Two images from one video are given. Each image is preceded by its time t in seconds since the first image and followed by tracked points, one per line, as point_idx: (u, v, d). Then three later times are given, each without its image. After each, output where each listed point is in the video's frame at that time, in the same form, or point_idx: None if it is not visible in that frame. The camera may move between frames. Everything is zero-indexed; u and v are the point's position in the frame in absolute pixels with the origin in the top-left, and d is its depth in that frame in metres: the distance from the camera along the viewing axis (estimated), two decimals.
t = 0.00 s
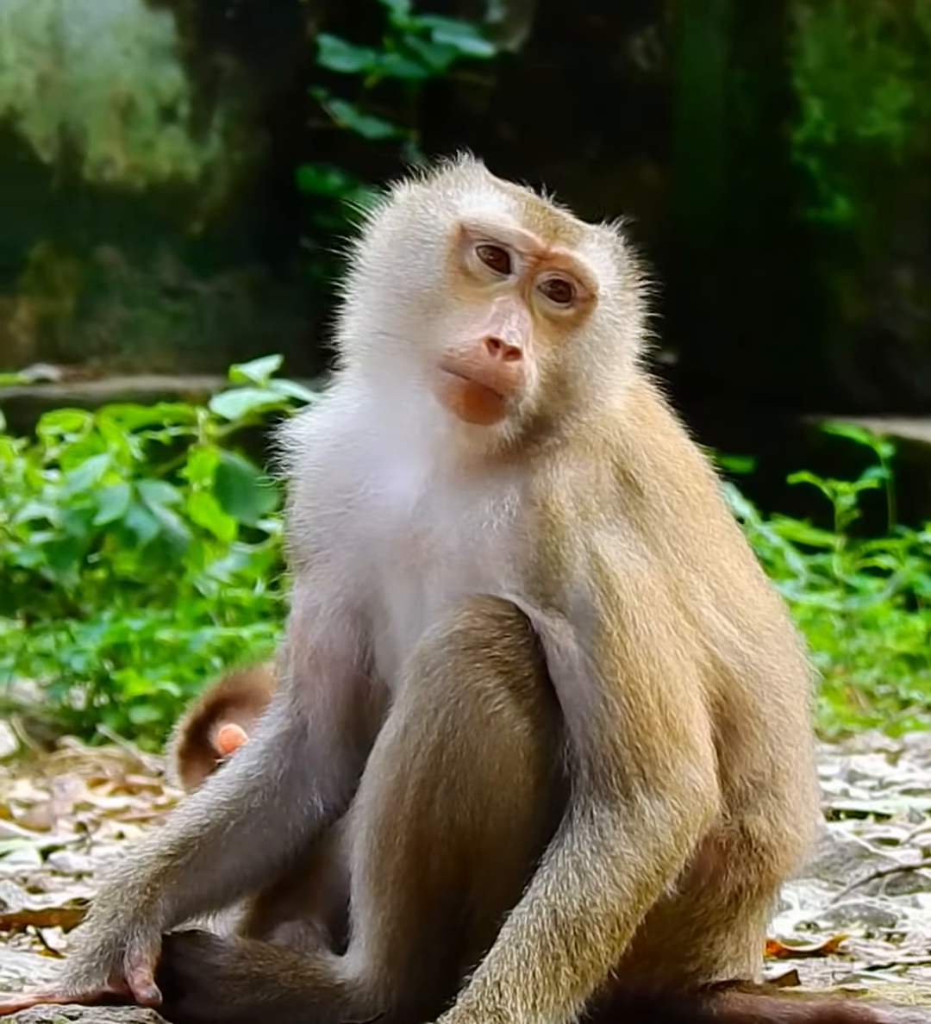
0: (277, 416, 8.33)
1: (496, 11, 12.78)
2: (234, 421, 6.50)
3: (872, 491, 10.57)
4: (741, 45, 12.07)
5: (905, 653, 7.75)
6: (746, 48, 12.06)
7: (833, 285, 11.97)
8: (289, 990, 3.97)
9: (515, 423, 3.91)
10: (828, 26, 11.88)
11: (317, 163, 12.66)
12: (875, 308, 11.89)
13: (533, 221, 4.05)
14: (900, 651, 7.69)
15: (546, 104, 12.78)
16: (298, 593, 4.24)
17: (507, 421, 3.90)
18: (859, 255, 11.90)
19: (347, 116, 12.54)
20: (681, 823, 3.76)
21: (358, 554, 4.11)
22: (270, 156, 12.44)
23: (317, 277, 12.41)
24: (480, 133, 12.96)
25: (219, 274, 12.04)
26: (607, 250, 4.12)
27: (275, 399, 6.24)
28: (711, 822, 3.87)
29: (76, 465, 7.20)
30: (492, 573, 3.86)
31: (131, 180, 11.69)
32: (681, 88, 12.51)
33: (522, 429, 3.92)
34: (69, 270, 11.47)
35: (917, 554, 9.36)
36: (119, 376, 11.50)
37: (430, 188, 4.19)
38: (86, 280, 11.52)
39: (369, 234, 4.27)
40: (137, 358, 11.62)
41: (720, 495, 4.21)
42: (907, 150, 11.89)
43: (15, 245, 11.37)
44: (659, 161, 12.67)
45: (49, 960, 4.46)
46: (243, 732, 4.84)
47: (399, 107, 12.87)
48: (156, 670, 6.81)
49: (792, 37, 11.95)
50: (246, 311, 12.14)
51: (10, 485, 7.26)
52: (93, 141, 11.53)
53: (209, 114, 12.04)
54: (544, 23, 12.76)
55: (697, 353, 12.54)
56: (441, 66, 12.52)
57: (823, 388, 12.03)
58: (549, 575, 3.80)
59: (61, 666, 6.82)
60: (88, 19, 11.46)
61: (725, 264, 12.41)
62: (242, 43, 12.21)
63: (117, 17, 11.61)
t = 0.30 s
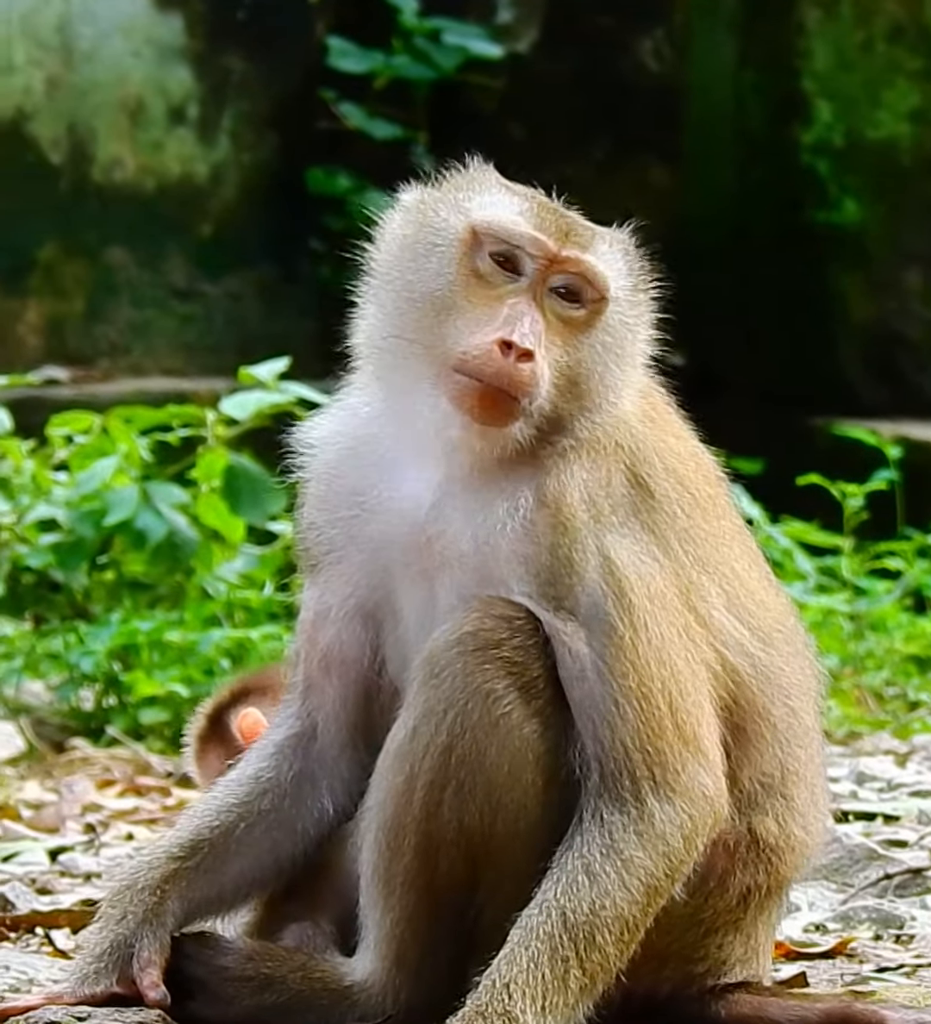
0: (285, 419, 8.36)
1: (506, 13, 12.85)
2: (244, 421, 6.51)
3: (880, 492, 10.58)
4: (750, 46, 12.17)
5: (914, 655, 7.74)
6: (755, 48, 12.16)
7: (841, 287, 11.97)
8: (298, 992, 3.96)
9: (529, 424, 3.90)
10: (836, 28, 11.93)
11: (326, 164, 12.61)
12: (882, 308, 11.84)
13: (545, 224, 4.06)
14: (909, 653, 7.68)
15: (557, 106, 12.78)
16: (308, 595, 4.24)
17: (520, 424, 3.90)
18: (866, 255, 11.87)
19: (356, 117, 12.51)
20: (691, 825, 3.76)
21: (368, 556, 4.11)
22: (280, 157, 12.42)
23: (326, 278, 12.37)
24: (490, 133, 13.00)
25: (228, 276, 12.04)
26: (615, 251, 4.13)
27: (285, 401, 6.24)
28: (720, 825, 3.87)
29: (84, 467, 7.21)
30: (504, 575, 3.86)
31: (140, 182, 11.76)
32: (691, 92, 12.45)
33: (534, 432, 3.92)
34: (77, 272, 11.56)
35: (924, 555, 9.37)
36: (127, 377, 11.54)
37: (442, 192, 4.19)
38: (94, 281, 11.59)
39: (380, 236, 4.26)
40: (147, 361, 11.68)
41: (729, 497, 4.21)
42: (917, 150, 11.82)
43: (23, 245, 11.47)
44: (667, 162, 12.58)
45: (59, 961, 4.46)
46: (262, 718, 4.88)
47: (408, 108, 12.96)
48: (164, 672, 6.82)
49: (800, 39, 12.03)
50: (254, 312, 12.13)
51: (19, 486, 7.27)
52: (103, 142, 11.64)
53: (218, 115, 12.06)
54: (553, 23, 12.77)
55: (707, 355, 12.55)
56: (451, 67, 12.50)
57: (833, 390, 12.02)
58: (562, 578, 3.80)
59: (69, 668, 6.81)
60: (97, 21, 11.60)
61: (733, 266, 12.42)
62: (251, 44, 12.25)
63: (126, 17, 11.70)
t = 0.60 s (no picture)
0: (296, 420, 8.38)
1: (518, 13, 12.75)
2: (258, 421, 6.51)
3: (893, 493, 10.61)
4: (764, 47, 12.24)
5: (927, 656, 7.74)
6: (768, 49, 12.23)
7: (854, 287, 12.01)
8: (309, 992, 3.96)
9: (449, 405, 3.94)
10: (850, 29, 11.95)
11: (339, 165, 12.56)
12: (897, 309, 11.83)
13: (443, 206, 4.08)
14: (920, 654, 7.69)
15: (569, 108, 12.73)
16: (318, 601, 4.26)
17: (435, 406, 3.93)
18: (880, 256, 11.90)
19: (368, 119, 12.38)
20: (701, 824, 3.75)
21: (379, 558, 4.13)
22: (291, 160, 12.44)
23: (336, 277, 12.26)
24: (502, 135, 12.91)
25: (240, 276, 12.09)
26: (543, 220, 4.12)
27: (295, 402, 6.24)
28: (729, 824, 3.86)
29: (97, 467, 7.23)
30: (512, 575, 3.85)
31: (152, 183, 11.85)
32: (703, 93, 12.51)
33: (481, 412, 3.99)
34: (90, 272, 11.67)
35: None
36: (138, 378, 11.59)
37: (375, 208, 4.31)
38: (107, 281, 11.70)
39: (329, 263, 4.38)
40: (158, 361, 11.73)
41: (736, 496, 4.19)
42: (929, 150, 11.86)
43: (38, 246, 11.58)
44: (680, 164, 12.60)
45: (71, 961, 4.46)
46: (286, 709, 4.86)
47: (421, 109, 12.83)
48: (176, 672, 6.83)
49: (813, 39, 12.07)
50: (266, 313, 12.10)
51: (31, 485, 7.25)
52: (115, 144, 11.71)
53: (230, 116, 12.12)
54: (566, 23, 12.72)
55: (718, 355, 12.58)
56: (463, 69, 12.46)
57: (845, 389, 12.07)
58: (566, 580, 3.76)
59: (82, 668, 6.83)
60: (110, 21, 11.68)
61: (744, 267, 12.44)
62: (265, 45, 12.26)
63: (139, 18, 11.79)
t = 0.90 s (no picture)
0: (310, 417, 8.42)
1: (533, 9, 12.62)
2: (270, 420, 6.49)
3: (907, 489, 10.71)
4: (779, 46, 12.64)
5: None
6: (782, 48, 12.64)
7: (866, 282, 12.59)
8: (324, 988, 3.96)
9: (460, 398, 3.95)
10: (864, 23, 12.50)
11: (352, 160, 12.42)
12: (910, 305, 12.50)
13: (446, 198, 4.07)
14: None
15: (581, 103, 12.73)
16: (333, 595, 4.25)
17: (445, 401, 3.94)
18: (894, 254, 12.51)
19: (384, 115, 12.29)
20: (716, 819, 3.75)
21: (395, 552, 4.12)
22: (306, 158, 12.32)
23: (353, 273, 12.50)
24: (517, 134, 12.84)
25: (256, 272, 12.13)
26: (551, 206, 4.10)
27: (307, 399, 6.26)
28: (745, 821, 3.86)
29: (111, 464, 7.26)
30: (529, 571, 3.85)
31: (167, 178, 11.86)
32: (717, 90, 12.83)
33: (493, 405, 3.98)
34: (105, 268, 11.74)
35: None
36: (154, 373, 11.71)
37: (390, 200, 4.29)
38: (121, 278, 11.77)
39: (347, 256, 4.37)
40: (173, 355, 11.85)
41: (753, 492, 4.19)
42: None
43: (52, 242, 11.66)
44: (694, 160, 12.69)
45: (85, 958, 4.46)
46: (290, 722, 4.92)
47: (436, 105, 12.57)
48: (191, 670, 6.85)
49: (828, 36, 12.58)
50: (282, 309, 12.23)
51: (45, 482, 7.29)
52: (130, 140, 11.74)
53: (244, 112, 12.06)
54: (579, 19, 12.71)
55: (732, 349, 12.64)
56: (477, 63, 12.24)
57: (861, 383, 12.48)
58: (583, 575, 3.76)
59: (95, 664, 6.83)
60: (124, 17, 11.72)
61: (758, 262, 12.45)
62: (282, 43, 12.24)
63: (153, 15, 11.80)
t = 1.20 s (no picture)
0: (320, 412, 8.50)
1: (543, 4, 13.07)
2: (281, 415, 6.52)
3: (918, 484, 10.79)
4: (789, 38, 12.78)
5: None
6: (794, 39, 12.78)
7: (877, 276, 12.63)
8: (337, 983, 3.95)
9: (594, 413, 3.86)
10: (875, 17, 12.57)
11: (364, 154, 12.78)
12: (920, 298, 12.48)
13: (584, 209, 3.99)
14: None
15: (592, 98, 13.20)
16: (337, 586, 4.21)
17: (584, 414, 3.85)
18: (904, 248, 12.56)
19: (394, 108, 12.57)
20: (725, 813, 3.75)
21: (400, 541, 4.06)
22: (317, 152, 12.61)
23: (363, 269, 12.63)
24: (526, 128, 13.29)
25: (268, 267, 12.31)
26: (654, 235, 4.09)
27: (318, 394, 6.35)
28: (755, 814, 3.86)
29: (122, 458, 7.27)
30: (536, 564, 3.85)
31: (179, 173, 12.02)
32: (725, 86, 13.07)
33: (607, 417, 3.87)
34: (117, 263, 11.76)
35: None
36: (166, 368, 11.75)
37: (472, 186, 4.14)
38: (133, 275, 11.81)
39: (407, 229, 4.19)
40: (185, 352, 11.91)
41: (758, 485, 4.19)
42: None
43: (64, 238, 11.64)
44: (704, 153, 13.19)
45: (98, 953, 4.47)
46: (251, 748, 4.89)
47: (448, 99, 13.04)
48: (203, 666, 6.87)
49: (839, 30, 12.66)
50: (294, 305, 12.44)
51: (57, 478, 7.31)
52: (142, 136, 11.83)
53: (256, 107, 12.26)
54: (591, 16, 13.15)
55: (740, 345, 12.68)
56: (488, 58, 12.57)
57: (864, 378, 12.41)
58: (596, 568, 3.79)
59: (108, 660, 6.80)
60: (136, 12, 11.73)
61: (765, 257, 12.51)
62: (294, 37, 12.43)
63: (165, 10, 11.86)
